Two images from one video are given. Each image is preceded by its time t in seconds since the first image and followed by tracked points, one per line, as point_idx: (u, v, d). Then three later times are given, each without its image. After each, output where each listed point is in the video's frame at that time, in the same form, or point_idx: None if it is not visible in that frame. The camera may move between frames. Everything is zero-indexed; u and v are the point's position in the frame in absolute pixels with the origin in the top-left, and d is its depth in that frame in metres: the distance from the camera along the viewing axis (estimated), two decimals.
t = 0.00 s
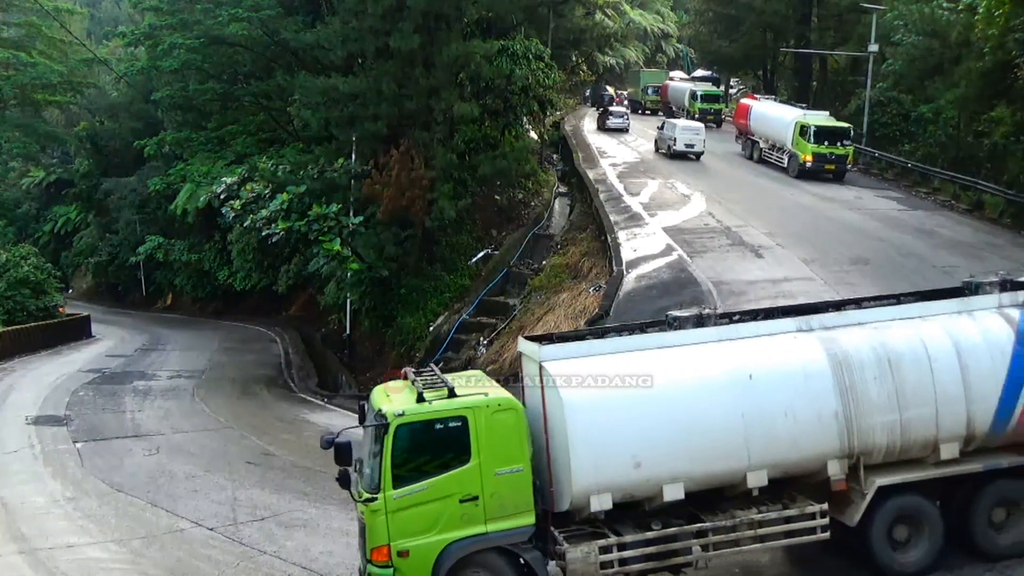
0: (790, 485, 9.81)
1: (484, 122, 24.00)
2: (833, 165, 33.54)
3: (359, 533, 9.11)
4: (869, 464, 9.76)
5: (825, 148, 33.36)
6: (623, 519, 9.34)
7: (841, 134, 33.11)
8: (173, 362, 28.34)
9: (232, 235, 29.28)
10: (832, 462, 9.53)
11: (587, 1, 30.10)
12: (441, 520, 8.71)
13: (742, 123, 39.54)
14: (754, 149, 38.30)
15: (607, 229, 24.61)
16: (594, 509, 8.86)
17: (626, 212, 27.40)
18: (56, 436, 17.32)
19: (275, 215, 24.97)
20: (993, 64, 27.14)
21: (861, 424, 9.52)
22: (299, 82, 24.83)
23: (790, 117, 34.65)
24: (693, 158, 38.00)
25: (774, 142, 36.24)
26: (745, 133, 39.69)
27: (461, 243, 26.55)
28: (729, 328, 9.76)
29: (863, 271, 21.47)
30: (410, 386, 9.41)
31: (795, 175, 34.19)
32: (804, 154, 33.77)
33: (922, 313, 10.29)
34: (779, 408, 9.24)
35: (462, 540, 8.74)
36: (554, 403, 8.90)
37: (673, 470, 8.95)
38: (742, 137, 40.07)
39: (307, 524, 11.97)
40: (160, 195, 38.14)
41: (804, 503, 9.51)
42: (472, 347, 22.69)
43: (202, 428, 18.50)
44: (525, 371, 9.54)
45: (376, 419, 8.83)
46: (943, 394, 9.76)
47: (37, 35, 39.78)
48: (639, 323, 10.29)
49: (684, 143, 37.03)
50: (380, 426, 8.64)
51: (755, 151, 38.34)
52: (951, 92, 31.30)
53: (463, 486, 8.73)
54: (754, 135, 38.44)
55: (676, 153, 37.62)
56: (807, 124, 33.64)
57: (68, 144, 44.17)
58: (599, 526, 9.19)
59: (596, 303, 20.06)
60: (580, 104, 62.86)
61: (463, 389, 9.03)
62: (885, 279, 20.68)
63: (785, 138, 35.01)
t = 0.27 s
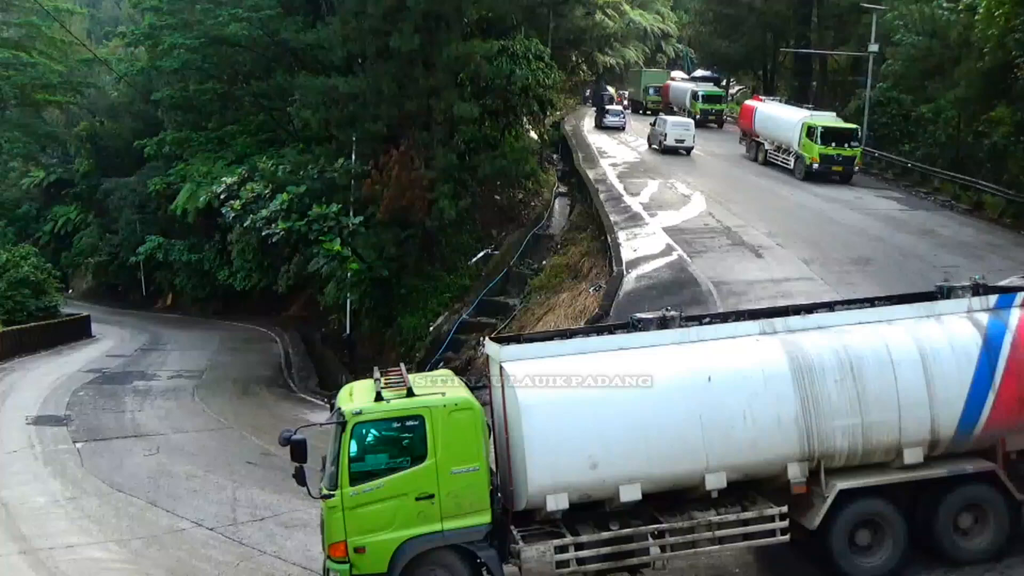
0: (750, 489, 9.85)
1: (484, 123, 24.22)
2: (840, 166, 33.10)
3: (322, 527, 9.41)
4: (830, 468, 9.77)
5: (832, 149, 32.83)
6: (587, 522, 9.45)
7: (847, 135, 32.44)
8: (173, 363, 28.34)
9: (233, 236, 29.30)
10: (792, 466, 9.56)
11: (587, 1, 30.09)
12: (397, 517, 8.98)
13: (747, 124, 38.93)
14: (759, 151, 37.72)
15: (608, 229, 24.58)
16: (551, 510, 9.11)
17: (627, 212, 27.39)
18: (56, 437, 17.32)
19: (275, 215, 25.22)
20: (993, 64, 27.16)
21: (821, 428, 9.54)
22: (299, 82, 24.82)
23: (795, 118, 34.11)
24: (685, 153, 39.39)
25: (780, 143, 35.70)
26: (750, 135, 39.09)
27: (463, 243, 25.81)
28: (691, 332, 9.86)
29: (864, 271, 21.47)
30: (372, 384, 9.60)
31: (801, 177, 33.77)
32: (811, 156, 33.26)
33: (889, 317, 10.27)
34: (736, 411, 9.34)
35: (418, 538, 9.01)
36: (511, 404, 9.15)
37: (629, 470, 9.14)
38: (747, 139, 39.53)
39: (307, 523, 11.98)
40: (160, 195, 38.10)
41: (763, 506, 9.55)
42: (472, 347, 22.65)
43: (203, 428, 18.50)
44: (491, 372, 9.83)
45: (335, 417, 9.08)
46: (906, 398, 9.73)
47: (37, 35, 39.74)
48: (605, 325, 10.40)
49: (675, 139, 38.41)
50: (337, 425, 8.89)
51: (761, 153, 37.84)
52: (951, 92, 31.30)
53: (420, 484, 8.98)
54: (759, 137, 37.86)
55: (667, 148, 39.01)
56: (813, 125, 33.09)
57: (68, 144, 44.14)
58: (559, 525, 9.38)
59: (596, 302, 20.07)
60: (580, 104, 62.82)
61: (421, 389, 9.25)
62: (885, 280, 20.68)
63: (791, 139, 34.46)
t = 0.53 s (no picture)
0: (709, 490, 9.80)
1: (484, 122, 24.25)
2: (847, 168, 32.67)
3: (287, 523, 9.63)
4: (792, 471, 9.68)
5: (838, 151, 32.46)
6: (547, 520, 9.42)
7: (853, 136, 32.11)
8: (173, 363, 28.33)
9: (232, 235, 29.31)
10: (752, 468, 9.51)
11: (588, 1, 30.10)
12: (356, 513, 9.15)
13: (752, 126, 38.49)
14: (764, 153, 37.31)
15: (607, 229, 24.56)
16: (508, 509, 9.14)
17: (626, 212, 27.37)
18: (56, 437, 17.31)
19: (275, 215, 25.19)
20: (993, 64, 27.16)
21: (781, 431, 9.50)
22: (299, 82, 24.81)
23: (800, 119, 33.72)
24: (676, 149, 40.67)
25: (785, 145, 35.29)
26: (755, 137, 38.65)
27: (463, 243, 25.97)
28: (653, 334, 9.91)
29: (863, 271, 21.46)
30: (338, 383, 9.81)
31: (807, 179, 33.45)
32: (818, 158, 32.90)
33: (855, 320, 10.25)
34: (694, 412, 9.34)
35: (375, 534, 9.16)
36: (470, 404, 9.24)
37: (586, 470, 9.14)
38: (752, 140, 39.12)
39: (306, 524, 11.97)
40: (160, 195, 38.11)
41: (723, 508, 9.51)
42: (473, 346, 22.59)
43: (202, 428, 18.48)
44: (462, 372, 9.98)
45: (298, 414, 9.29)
46: (868, 402, 9.65)
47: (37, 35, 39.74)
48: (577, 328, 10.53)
49: (666, 135, 39.65)
50: (299, 421, 9.10)
51: (766, 155, 37.43)
52: (951, 92, 31.30)
53: (377, 481, 9.13)
54: (764, 139, 37.46)
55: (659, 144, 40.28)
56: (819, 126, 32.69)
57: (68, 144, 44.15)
58: (518, 524, 9.36)
59: (596, 303, 20.08)
60: (581, 104, 62.80)
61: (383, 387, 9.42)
62: (885, 279, 20.67)
63: (797, 141, 34.06)
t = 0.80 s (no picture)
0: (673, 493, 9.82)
1: (484, 122, 24.27)
2: (854, 170, 32.18)
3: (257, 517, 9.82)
4: (758, 474, 9.65)
5: (845, 152, 31.93)
6: (513, 520, 9.56)
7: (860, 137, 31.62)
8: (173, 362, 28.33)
9: (232, 235, 29.34)
10: (717, 470, 9.51)
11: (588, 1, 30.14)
12: (321, 509, 9.30)
13: (757, 127, 37.97)
14: (769, 155, 36.81)
15: (607, 229, 24.54)
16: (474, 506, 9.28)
17: (627, 212, 27.36)
18: (56, 437, 17.32)
19: (275, 215, 25.14)
20: (993, 64, 27.17)
21: (746, 433, 9.48)
22: (300, 82, 24.82)
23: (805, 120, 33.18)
24: (670, 145, 41.75)
25: (791, 147, 34.76)
26: (760, 139, 38.14)
27: (463, 243, 25.89)
28: (621, 335, 9.94)
29: (863, 271, 21.47)
30: (309, 381, 10.00)
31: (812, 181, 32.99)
32: (823, 160, 32.33)
33: (827, 324, 10.20)
34: (659, 413, 9.37)
35: (341, 530, 9.31)
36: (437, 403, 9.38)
37: (550, 470, 9.24)
38: (756, 142, 38.60)
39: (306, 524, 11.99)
40: (160, 195, 38.10)
41: (688, 510, 9.52)
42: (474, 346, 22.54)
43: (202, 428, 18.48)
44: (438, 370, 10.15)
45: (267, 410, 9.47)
46: (835, 406, 9.59)
47: (37, 35, 39.76)
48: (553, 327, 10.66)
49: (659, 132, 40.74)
50: (267, 417, 9.27)
51: (770, 157, 36.94)
52: (950, 92, 31.31)
53: (344, 478, 9.28)
54: (769, 141, 36.95)
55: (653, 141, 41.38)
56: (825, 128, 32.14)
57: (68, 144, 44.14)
58: (483, 524, 9.51)
59: (595, 303, 20.12)
60: (581, 105, 62.77)
61: (351, 385, 9.58)
62: (885, 279, 20.68)
63: (803, 142, 33.52)
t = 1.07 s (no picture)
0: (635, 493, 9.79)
1: (484, 122, 24.28)
2: (861, 173, 31.64)
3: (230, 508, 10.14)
4: (719, 477, 9.59)
5: (853, 156, 31.34)
6: (475, 517, 9.63)
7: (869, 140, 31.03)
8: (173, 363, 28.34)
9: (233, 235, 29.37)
10: (677, 471, 9.46)
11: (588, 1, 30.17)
12: (285, 503, 9.54)
13: (763, 127, 37.39)
14: (775, 157, 36.30)
15: (607, 229, 24.54)
16: (433, 505, 9.37)
17: (627, 212, 27.35)
18: (56, 437, 17.32)
19: (275, 215, 25.17)
20: (993, 64, 27.19)
21: (707, 435, 9.42)
22: (300, 82, 24.82)
23: (811, 123, 32.59)
24: (664, 142, 42.71)
25: (798, 149, 34.17)
26: (765, 139, 37.59)
27: (463, 243, 25.81)
28: (585, 337, 9.95)
29: (863, 271, 21.48)
30: (282, 376, 10.24)
31: (819, 185, 32.39)
32: (831, 163, 31.77)
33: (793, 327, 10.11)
34: (620, 414, 9.34)
35: (303, 523, 9.53)
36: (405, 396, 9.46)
37: (510, 469, 9.30)
38: (762, 143, 38.02)
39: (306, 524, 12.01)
40: (160, 195, 38.11)
41: (648, 511, 9.54)
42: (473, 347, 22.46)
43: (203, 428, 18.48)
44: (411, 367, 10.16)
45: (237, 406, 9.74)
46: (798, 409, 9.48)
47: (37, 35, 39.77)
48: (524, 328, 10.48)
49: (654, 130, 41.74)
50: (234, 412, 9.55)
51: (777, 158, 36.34)
52: (950, 92, 31.34)
53: (307, 473, 9.49)
54: (774, 142, 36.39)
55: (648, 137, 42.34)
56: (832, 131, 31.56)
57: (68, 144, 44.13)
58: (443, 521, 9.61)
59: (595, 303, 20.10)
60: (581, 105, 62.76)
61: (317, 382, 9.78)
62: (884, 279, 20.68)
63: (809, 145, 32.93)
